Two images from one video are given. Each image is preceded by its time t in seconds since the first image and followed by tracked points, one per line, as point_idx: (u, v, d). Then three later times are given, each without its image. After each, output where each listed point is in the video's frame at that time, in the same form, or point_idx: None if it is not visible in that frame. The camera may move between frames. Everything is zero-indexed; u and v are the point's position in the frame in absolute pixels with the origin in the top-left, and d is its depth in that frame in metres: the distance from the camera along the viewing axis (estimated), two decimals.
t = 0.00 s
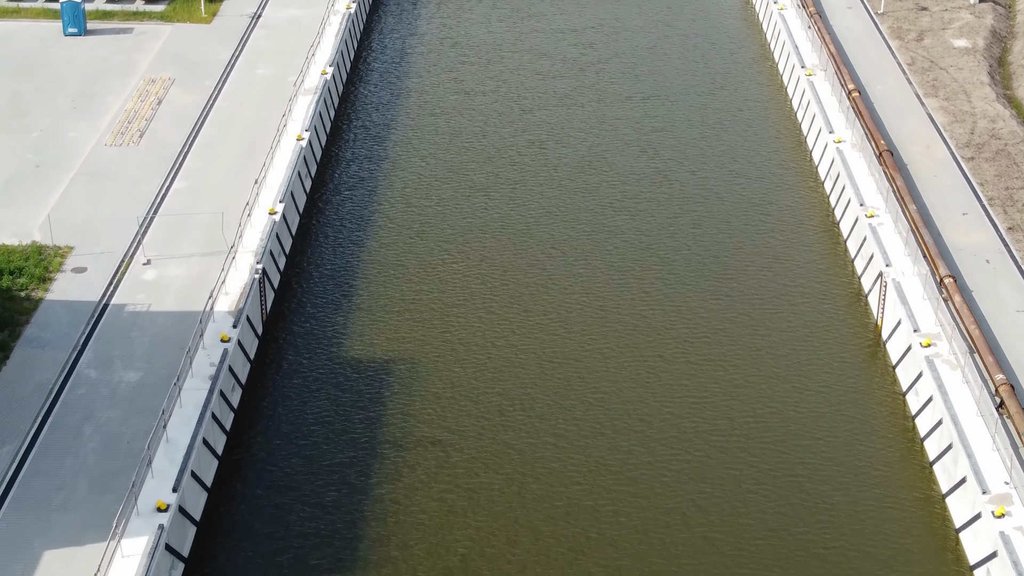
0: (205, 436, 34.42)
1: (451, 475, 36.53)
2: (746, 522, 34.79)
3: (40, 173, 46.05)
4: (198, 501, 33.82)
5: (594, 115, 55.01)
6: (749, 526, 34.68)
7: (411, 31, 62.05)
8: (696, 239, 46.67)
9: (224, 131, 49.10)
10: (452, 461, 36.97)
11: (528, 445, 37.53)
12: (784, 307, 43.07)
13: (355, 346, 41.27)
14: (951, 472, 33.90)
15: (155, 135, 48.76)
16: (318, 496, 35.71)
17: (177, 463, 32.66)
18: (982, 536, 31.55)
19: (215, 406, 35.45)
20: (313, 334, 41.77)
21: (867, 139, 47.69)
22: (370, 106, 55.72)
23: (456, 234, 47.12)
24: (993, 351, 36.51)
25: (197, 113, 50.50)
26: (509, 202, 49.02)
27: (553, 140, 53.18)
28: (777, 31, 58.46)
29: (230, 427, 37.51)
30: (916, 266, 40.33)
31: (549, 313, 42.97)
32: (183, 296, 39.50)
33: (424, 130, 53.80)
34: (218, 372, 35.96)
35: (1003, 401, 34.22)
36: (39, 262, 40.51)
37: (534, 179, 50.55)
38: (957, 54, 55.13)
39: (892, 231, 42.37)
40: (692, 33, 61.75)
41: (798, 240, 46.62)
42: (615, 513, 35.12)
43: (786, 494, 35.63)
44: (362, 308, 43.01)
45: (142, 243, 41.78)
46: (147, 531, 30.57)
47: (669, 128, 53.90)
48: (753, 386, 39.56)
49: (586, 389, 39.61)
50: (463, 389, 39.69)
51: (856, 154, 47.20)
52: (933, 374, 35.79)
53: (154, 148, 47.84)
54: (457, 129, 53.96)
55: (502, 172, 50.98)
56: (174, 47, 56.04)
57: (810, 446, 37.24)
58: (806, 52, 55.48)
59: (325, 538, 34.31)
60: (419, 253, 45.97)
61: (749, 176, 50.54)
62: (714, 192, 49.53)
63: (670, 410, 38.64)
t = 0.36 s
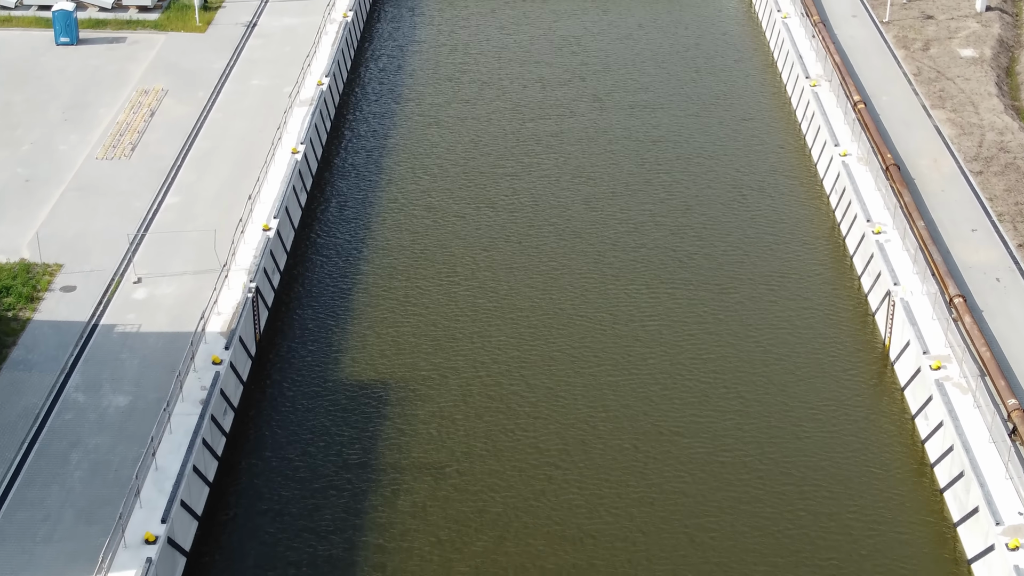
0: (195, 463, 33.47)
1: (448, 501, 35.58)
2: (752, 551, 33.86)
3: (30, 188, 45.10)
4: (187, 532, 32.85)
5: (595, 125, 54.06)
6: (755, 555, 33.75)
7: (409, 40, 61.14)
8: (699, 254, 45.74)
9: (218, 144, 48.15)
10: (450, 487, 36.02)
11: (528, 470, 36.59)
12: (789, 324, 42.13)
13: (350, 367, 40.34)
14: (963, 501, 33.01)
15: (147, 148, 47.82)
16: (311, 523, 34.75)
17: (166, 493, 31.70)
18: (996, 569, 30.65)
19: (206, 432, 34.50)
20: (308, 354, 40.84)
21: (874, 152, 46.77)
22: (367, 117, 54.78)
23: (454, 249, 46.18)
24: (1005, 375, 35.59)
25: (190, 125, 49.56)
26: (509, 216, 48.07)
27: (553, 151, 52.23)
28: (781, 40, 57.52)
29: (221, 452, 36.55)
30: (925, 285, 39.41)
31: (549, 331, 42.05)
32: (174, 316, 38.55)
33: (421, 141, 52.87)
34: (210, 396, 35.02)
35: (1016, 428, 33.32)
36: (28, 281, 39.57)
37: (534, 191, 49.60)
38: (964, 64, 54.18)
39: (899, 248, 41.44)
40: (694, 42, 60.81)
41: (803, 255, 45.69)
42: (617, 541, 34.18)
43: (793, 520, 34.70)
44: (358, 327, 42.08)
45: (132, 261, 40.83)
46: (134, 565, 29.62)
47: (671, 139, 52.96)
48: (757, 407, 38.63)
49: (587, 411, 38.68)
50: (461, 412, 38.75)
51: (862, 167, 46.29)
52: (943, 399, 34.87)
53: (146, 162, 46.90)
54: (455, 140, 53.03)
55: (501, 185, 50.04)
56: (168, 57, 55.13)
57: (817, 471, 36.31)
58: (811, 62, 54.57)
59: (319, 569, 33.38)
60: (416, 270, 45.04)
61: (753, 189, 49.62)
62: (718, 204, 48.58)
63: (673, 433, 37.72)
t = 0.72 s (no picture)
0: (186, 488, 32.63)
1: (446, 525, 34.73)
2: None
3: (20, 202, 44.26)
4: (178, 559, 32.00)
5: (596, 135, 53.22)
6: None
7: (408, 48, 60.32)
8: (702, 268, 44.88)
9: (212, 156, 47.31)
10: (448, 511, 35.17)
11: (528, 493, 35.74)
12: (794, 341, 41.31)
13: (346, 385, 39.50)
14: (975, 529, 32.21)
15: (140, 160, 46.97)
16: (305, 549, 33.90)
17: (155, 520, 30.86)
18: None
19: (197, 456, 33.65)
20: (303, 372, 40.02)
21: (880, 165, 45.95)
22: (365, 127, 53.94)
23: (453, 263, 45.32)
24: (1016, 396, 34.76)
25: (184, 137, 48.73)
26: (508, 228, 47.22)
27: (553, 161, 51.39)
28: (785, 49, 56.70)
29: (213, 475, 35.71)
30: (933, 302, 38.57)
31: (550, 348, 41.20)
32: (166, 335, 37.71)
33: (419, 151, 52.01)
34: (201, 419, 34.17)
35: None
36: (16, 299, 38.72)
37: (534, 203, 48.74)
38: (970, 73, 53.34)
39: (907, 265, 40.61)
40: (696, 50, 59.97)
41: (807, 269, 44.87)
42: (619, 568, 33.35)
43: (798, 546, 33.87)
44: (355, 345, 41.23)
45: (124, 278, 39.99)
46: None
47: (673, 149, 52.13)
48: (762, 428, 37.81)
49: (588, 430, 37.87)
50: (459, 432, 37.90)
51: (868, 180, 45.46)
52: (954, 422, 34.05)
53: (139, 174, 46.06)
54: (454, 150, 52.19)
55: (501, 196, 49.18)
56: (163, 66, 54.30)
57: (824, 494, 35.48)
58: (815, 72, 53.76)
59: None
60: (414, 284, 44.19)
61: (757, 200, 48.79)
62: (721, 216, 47.73)
63: (676, 455, 36.89)
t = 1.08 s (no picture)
0: (175, 519, 31.67)
1: (443, 555, 33.77)
2: None
3: (8, 218, 43.31)
4: None
5: (597, 146, 52.24)
6: None
7: (405, 57, 59.37)
8: (706, 284, 43.93)
9: (206, 170, 46.34)
10: (445, 540, 34.22)
11: (527, 521, 34.77)
12: (799, 361, 40.36)
13: (341, 408, 38.56)
14: (988, 562, 31.29)
15: (131, 175, 46.02)
16: None
17: (142, 554, 29.91)
18: None
19: (187, 485, 32.68)
20: (298, 395, 39.08)
21: (887, 180, 45.02)
22: (362, 139, 52.99)
23: (450, 280, 44.38)
24: None
25: (177, 150, 47.76)
26: (508, 243, 46.25)
27: (553, 174, 50.41)
28: (789, 59, 55.73)
29: (204, 503, 34.75)
30: (943, 324, 37.63)
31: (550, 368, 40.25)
32: (156, 358, 36.73)
33: (417, 163, 51.05)
34: (191, 446, 33.19)
35: None
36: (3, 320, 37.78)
37: (534, 216, 47.76)
38: (978, 85, 52.36)
39: (916, 283, 39.72)
40: (699, 59, 58.98)
41: (813, 286, 43.93)
42: None
43: None
44: (350, 365, 40.28)
45: (113, 298, 39.04)
46: None
47: (676, 161, 51.16)
48: (767, 452, 36.87)
49: (590, 455, 36.93)
50: (457, 457, 36.94)
51: (875, 196, 44.53)
52: (966, 450, 33.11)
53: (130, 189, 45.11)
54: (452, 162, 51.21)
55: (500, 210, 48.20)
56: (156, 76, 53.35)
57: (831, 522, 34.54)
58: (820, 83, 52.84)
59: None
60: (412, 302, 43.23)
61: (761, 214, 47.84)
62: (725, 230, 46.79)
63: (679, 480, 35.94)
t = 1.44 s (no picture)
0: (164, 551, 30.68)
1: None
2: None
3: None
4: None
5: (597, 158, 51.30)
6: None
7: (403, 67, 58.44)
8: (709, 301, 42.99)
9: (199, 185, 45.38)
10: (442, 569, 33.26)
11: (526, 550, 33.80)
12: (805, 382, 39.44)
13: (336, 432, 37.61)
14: None
15: (122, 189, 45.07)
16: None
17: None
18: None
19: (177, 515, 31.69)
20: (291, 418, 38.13)
21: (894, 196, 44.09)
22: (359, 151, 52.05)
23: (447, 298, 43.38)
24: None
25: (169, 163, 46.81)
26: (507, 259, 45.28)
27: (553, 186, 49.45)
28: (793, 69, 54.79)
29: (194, 532, 33.77)
30: (954, 346, 36.69)
31: (551, 389, 39.28)
32: (145, 381, 35.76)
33: (415, 177, 50.10)
34: (180, 475, 32.19)
35: None
36: None
37: (534, 230, 46.80)
38: (986, 96, 51.40)
39: (925, 303, 38.75)
40: (701, 68, 58.02)
41: (818, 303, 43.01)
42: None
43: None
44: (346, 387, 39.34)
45: (102, 319, 38.09)
46: None
47: (678, 172, 50.21)
48: (773, 477, 35.93)
49: (590, 481, 35.93)
50: (455, 482, 35.98)
51: (882, 212, 43.61)
52: (978, 480, 32.17)
53: (121, 204, 44.16)
54: (450, 175, 50.25)
55: (499, 224, 47.21)
56: (149, 87, 52.41)
57: (839, 551, 33.60)
58: (825, 94, 51.92)
59: None
60: (409, 320, 42.28)
61: (764, 228, 46.91)
62: (728, 245, 45.87)
63: (683, 507, 34.98)
